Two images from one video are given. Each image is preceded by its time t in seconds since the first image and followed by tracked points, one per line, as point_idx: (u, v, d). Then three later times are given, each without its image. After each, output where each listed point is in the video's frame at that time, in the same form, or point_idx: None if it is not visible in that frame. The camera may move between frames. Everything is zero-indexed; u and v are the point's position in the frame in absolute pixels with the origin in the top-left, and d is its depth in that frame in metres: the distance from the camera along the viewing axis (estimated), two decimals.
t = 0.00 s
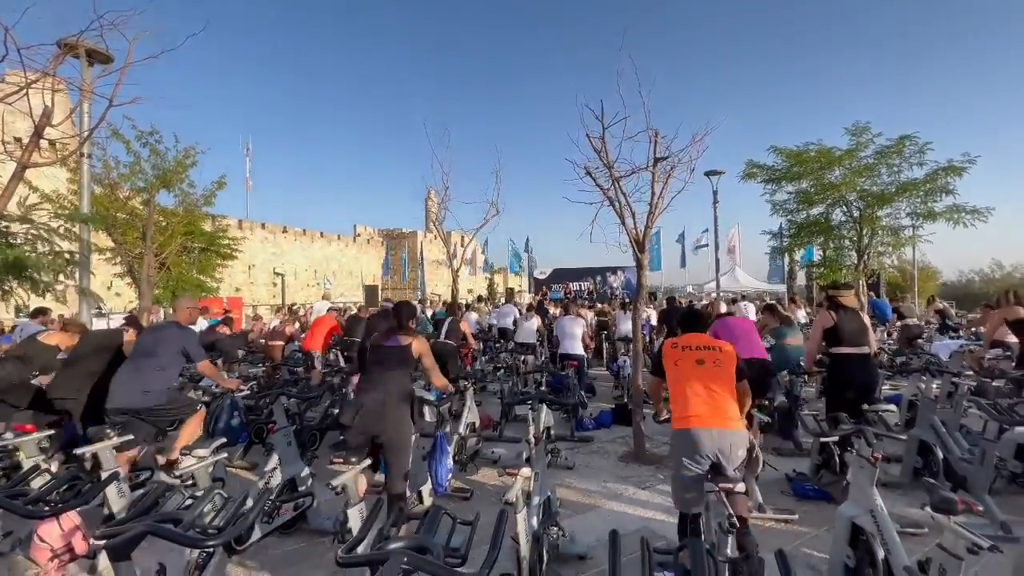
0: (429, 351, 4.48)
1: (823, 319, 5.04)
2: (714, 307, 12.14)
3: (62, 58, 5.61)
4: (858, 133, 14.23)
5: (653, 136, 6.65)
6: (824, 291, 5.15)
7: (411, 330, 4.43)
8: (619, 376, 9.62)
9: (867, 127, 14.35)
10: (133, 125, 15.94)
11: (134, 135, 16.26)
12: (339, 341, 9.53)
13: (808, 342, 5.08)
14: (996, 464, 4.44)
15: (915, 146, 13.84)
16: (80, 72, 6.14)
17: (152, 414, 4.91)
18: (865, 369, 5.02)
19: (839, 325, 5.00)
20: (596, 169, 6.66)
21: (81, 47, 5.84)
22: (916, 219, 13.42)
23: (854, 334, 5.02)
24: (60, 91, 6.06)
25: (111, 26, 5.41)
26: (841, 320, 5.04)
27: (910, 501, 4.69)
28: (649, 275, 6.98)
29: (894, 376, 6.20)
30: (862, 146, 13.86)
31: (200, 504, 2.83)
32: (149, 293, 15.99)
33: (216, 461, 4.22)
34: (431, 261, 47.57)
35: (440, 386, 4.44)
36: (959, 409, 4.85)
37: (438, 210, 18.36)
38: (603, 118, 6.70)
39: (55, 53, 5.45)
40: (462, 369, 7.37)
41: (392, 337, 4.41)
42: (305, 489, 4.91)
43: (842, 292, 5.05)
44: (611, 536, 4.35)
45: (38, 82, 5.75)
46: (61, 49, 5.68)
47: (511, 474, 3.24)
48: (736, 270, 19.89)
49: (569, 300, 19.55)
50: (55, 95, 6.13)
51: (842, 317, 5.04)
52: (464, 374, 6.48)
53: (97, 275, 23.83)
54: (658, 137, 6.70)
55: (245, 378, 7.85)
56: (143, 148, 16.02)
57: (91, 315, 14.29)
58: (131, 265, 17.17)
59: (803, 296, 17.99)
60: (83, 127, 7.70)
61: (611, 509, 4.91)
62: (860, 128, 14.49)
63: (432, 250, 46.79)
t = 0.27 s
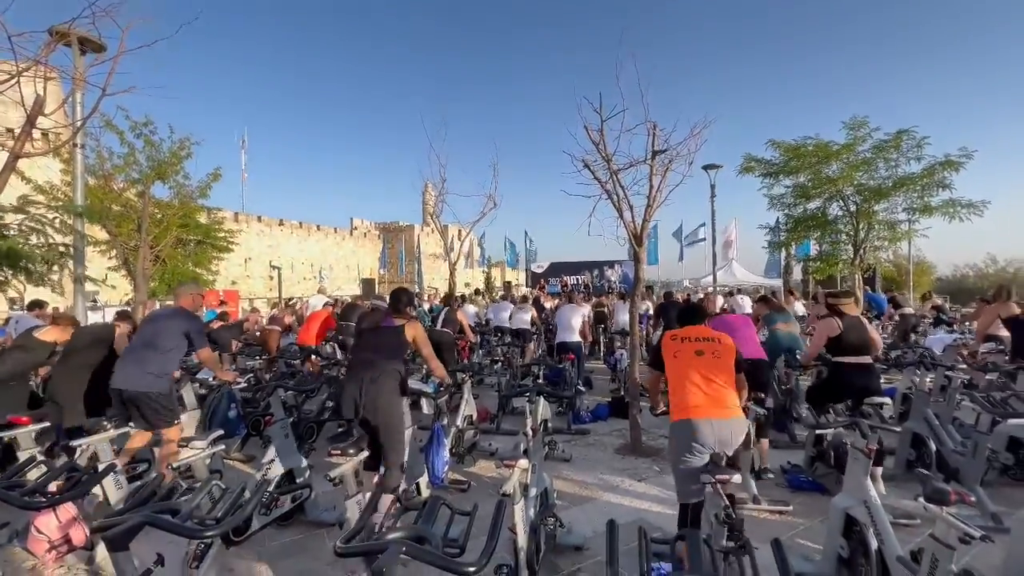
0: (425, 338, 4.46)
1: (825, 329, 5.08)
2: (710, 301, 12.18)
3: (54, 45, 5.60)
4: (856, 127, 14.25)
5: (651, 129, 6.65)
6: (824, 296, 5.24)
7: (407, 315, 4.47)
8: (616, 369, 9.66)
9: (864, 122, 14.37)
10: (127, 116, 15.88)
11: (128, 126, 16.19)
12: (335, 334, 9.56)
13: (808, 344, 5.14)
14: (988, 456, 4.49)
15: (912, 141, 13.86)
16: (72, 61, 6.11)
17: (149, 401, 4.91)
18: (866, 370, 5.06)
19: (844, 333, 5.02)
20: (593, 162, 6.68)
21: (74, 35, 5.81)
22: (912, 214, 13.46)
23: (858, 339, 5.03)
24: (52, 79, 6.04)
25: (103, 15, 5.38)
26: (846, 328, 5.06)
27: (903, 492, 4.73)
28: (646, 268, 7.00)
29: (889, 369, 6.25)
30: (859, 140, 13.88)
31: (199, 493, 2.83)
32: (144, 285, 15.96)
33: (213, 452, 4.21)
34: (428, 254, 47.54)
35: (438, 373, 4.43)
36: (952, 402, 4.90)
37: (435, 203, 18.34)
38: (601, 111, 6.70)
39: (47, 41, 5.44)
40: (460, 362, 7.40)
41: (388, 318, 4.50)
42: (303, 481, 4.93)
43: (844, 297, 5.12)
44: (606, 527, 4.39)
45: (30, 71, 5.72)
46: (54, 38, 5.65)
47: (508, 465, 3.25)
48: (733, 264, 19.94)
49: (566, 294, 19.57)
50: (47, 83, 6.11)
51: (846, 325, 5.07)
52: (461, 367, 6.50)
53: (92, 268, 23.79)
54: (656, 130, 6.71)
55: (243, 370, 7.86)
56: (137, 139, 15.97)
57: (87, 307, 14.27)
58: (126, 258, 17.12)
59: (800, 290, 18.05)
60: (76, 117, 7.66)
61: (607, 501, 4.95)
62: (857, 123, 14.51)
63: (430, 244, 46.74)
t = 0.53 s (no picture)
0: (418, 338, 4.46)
1: (813, 308, 5.15)
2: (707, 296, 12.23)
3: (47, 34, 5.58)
4: (853, 122, 14.27)
5: (651, 122, 6.67)
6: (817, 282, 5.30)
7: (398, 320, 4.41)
8: (613, 362, 9.71)
9: (862, 116, 14.39)
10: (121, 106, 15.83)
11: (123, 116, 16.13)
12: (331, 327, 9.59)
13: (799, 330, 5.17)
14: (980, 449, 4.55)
15: (910, 135, 13.90)
16: (65, 49, 6.09)
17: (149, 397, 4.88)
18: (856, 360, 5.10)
19: (832, 314, 5.07)
20: (592, 155, 6.69)
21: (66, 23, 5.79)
22: (908, 208, 13.50)
23: (846, 329, 5.08)
24: (45, 67, 6.01)
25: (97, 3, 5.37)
26: (834, 310, 5.12)
27: (896, 483, 4.78)
28: (644, 262, 7.03)
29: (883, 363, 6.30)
30: (857, 135, 13.91)
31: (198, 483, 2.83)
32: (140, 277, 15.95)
33: (212, 444, 4.25)
34: (425, 248, 47.51)
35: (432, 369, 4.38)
36: (945, 395, 4.95)
37: (433, 195, 18.33)
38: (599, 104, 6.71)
39: (40, 28, 5.41)
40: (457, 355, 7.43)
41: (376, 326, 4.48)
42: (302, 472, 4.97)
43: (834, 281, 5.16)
44: (603, 518, 4.43)
45: (23, 59, 5.71)
46: (46, 25, 5.63)
47: (506, 457, 3.29)
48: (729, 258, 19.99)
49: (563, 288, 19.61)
50: (41, 71, 6.08)
51: (835, 306, 5.13)
52: (459, 360, 6.54)
53: (87, 259, 23.75)
54: (656, 124, 6.73)
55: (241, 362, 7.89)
56: (132, 129, 15.91)
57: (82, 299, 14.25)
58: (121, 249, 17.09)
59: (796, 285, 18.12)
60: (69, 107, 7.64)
61: (604, 492, 5.00)
62: (855, 117, 14.53)
63: (427, 237, 46.71)
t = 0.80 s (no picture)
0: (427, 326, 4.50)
1: (812, 312, 5.19)
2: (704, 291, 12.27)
3: (40, 22, 5.54)
4: (852, 117, 14.29)
5: (650, 116, 6.67)
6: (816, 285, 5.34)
7: (407, 305, 4.49)
8: (610, 357, 9.75)
9: (860, 112, 14.42)
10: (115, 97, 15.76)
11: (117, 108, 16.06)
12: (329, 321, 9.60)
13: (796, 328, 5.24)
14: (973, 443, 4.60)
15: (907, 131, 13.94)
16: (58, 38, 6.06)
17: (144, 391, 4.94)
18: (855, 357, 5.16)
19: (830, 320, 5.12)
20: (592, 150, 6.70)
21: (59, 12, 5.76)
22: (905, 204, 13.55)
23: (846, 326, 5.12)
24: (38, 56, 5.97)
25: None
26: (832, 314, 5.16)
27: (891, 477, 4.83)
28: (643, 256, 7.05)
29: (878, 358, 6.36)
30: (855, 131, 13.94)
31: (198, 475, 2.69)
32: (135, 270, 15.91)
33: (210, 437, 4.24)
34: (422, 242, 47.48)
35: (438, 360, 4.48)
36: (941, 390, 5.02)
37: (430, 189, 18.32)
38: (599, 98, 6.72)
39: (33, 17, 5.37)
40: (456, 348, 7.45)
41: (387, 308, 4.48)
42: (300, 465, 4.99)
43: (834, 283, 5.20)
44: (601, 511, 4.47)
45: (15, 48, 5.68)
46: (38, 14, 5.60)
47: (505, 451, 3.31)
48: (726, 254, 20.04)
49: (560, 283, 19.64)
50: (33, 60, 6.04)
51: (833, 313, 5.16)
52: (457, 354, 6.56)
53: (81, 252, 23.67)
54: (655, 118, 6.73)
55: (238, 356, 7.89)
56: (126, 120, 15.86)
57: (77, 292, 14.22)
58: (116, 242, 17.04)
59: (792, 280, 18.19)
60: (62, 97, 7.60)
61: (601, 485, 5.03)
62: (853, 113, 14.56)
63: (424, 231, 46.68)
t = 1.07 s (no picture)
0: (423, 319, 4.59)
1: (818, 305, 5.10)
2: (701, 287, 12.30)
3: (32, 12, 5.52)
4: (848, 114, 14.32)
5: (648, 112, 6.68)
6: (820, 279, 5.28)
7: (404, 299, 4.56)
8: (607, 352, 9.77)
9: (857, 109, 14.45)
10: (108, 90, 15.70)
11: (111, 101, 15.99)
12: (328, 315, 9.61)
13: (798, 323, 5.21)
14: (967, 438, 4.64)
15: (904, 128, 13.97)
16: (50, 29, 6.04)
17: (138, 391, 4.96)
18: (857, 351, 5.15)
19: (835, 312, 5.05)
20: (589, 145, 6.70)
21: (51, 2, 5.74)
22: (901, 201, 13.60)
23: (849, 320, 5.09)
24: (30, 47, 5.94)
25: None
26: (838, 309, 5.08)
27: (885, 472, 4.87)
28: (640, 252, 7.06)
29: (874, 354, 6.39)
30: (852, 127, 13.96)
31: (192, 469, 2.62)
32: (130, 265, 15.86)
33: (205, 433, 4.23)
34: (419, 237, 47.43)
35: (436, 355, 4.50)
36: (934, 386, 5.04)
37: (427, 184, 18.29)
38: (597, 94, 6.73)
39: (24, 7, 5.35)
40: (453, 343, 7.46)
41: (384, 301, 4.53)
42: (297, 460, 5.01)
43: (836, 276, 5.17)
44: (597, 505, 4.50)
45: (6, 38, 5.66)
46: (30, 4, 5.58)
47: (502, 445, 3.32)
48: (723, 250, 20.07)
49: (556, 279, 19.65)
50: (25, 52, 6.02)
51: (838, 306, 5.09)
52: (455, 349, 6.58)
53: (75, 246, 23.56)
54: (653, 113, 6.74)
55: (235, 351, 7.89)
56: (119, 113, 15.79)
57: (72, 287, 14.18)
58: (110, 236, 16.98)
59: (788, 277, 18.24)
60: (55, 89, 7.57)
61: (598, 480, 5.06)
62: (850, 109, 14.58)
63: (421, 226, 46.64)
